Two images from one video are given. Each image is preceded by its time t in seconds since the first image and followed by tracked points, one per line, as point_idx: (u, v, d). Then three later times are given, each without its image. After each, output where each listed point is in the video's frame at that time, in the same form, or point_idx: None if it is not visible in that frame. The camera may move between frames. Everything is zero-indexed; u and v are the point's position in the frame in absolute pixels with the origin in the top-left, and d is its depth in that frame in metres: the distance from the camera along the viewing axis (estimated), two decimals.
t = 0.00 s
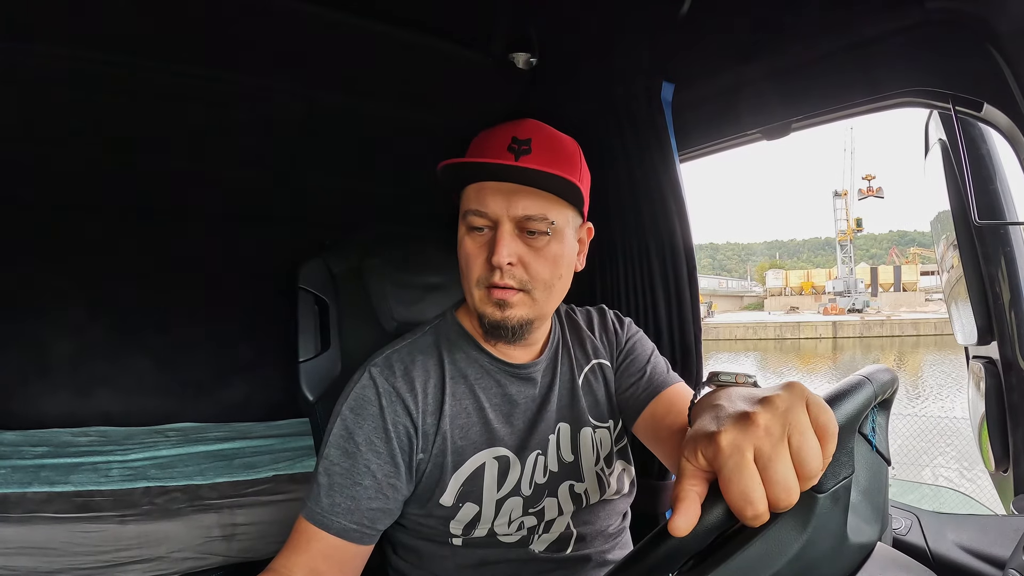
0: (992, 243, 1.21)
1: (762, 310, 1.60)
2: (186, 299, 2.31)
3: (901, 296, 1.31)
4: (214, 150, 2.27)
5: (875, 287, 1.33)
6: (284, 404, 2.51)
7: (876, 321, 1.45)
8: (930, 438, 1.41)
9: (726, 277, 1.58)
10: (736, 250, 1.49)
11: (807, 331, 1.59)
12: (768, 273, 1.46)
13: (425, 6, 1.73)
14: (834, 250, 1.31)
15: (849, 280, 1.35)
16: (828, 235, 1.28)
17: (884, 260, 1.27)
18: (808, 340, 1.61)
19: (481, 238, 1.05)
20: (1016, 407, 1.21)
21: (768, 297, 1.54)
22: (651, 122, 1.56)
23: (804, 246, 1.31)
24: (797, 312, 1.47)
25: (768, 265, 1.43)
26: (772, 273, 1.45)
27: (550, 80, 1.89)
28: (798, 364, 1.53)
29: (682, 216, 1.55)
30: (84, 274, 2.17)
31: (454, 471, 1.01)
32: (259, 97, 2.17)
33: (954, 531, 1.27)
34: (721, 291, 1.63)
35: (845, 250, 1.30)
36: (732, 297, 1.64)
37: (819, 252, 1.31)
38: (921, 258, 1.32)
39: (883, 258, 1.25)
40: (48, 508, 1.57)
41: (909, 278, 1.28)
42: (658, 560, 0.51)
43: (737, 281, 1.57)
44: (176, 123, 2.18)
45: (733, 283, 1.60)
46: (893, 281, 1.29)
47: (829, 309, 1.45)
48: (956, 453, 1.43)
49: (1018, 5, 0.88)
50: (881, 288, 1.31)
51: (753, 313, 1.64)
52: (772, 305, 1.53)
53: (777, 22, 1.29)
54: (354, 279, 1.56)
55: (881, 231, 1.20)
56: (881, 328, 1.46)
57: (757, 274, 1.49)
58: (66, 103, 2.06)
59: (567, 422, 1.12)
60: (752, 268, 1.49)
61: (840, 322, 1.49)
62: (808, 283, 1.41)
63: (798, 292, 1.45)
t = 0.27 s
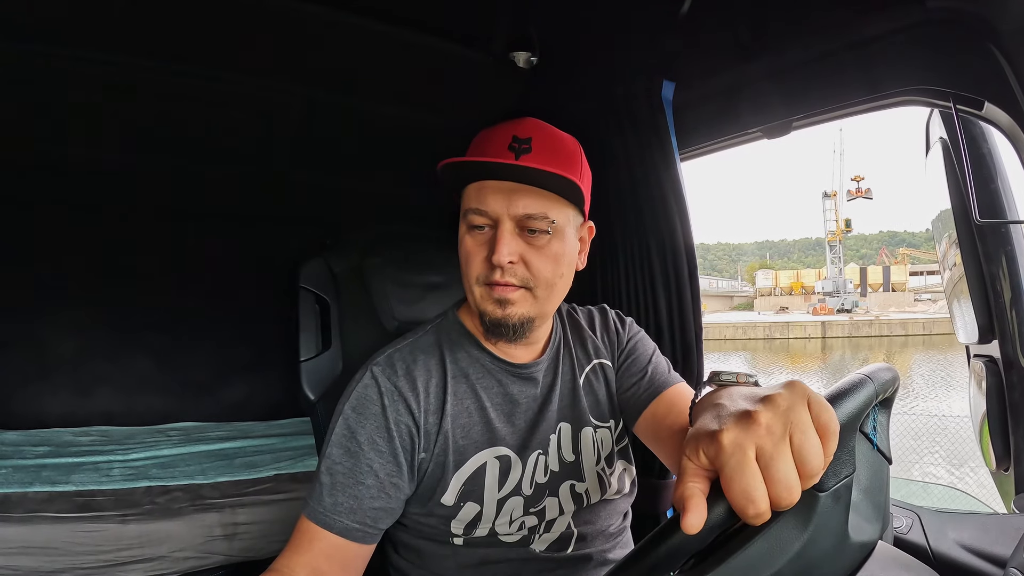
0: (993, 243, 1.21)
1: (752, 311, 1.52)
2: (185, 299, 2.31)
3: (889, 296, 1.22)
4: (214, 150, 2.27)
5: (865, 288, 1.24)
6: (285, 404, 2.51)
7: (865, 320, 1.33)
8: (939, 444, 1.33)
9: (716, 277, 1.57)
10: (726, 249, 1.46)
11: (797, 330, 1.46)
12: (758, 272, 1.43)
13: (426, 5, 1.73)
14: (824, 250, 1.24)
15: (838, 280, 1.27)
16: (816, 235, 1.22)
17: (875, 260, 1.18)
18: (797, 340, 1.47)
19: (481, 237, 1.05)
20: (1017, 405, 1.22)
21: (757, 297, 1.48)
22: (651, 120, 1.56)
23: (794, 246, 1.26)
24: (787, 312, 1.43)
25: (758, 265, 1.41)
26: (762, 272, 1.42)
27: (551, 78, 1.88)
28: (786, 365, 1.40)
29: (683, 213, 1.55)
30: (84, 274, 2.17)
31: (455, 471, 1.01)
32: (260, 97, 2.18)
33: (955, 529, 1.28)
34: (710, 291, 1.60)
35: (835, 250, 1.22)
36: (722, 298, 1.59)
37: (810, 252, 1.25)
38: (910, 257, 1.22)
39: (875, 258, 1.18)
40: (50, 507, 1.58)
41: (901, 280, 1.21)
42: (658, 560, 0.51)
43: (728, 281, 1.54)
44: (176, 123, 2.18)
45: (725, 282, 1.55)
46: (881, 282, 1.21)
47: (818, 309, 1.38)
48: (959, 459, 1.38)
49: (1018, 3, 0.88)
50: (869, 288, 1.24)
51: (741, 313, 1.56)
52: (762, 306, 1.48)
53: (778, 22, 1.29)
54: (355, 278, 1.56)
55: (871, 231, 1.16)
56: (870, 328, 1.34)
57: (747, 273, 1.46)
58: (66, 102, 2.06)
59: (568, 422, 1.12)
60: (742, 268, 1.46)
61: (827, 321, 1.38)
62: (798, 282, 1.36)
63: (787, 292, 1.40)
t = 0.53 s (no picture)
0: (994, 243, 1.21)
1: (742, 311, 1.65)
2: (186, 299, 2.31)
3: (878, 297, 1.29)
4: (215, 150, 2.27)
5: (853, 287, 1.31)
6: (286, 404, 2.51)
7: (853, 321, 1.45)
8: (928, 442, 1.32)
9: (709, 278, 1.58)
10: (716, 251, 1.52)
11: (786, 330, 1.60)
12: (747, 273, 1.55)
13: (427, 5, 1.73)
14: (813, 251, 1.32)
15: (826, 280, 1.36)
16: (807, 236, 1.29)
17: (864, 261, 1.24)
18: (786, 340, 1.60)
19: (477, 238, 1.06)
20: (1018, 406, 1.21)
21: (747, 297, 1.61)
22: (652, 120, 1.56)
23: (785, 246, 1.34)
24: (776, 312, 1.56)
25: (747, 266, 1.52)
26: (751, 273, 1.54)
27: (552, 79, 1.88)
28: (777, 363, 1.52)
29: (682, 213, 1.54)
30: (85, 274, 2.17)
31: (454, 473, 1.01)
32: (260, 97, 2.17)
33: (956, 529, 1.28)
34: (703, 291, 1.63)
35: (823, 250, 1.30)
36: (712, 297, 1.64)
37: (800, 253, 1.34)
38: (901, 259, 1.24)
39: (865, 258, 1.23)
40: (50, 507, 1.58)
41: (890, 280, 1.27)
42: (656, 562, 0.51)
43: (717, 281, 1.60)
44: (177, 123, 2.18)
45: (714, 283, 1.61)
46: (869, 282, 1.27)
47: (807, 309, 1.49)
48: (947, 457, 1.37)
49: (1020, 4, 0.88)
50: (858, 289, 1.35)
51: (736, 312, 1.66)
52: (751, 305, 1.62)
53: (780, 21, 1.28)
54: (356, 278, 1.57)
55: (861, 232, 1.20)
56: (858, 328, 1.47)
57: (736, 273, 1.56)
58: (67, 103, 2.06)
59: (567, 423, 1.12)
60: (732, 268, 1.54)
61: (817, 322, 1.51)
62: (788, 283, 1.49)
63: (777, 292, 1.53)
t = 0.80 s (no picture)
0: (995, 243, 1.21)
1: (731, 311, 1.65)
2: (187, 299, 2.31)
3: (866, 297, 1.33)
4: (215, 149, 2.27)
5: (842, 288, 1.37)
6: (285, 404, 2.50)
7: (842, 321, 1.47)
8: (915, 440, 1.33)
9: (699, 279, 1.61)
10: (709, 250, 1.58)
11: (775, 328, 1.61)
12: (736, 273, 1.55)
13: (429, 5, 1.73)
14: (802, 252, 1.36)
15: (815, 281, 1.40)
16: (795, 236, 1.34)
17: (854, 261, 1.29)
18: (775, 340, 1.64)
19: (475, 239, 1.06)
20: (1018, 408, 1.21)
21: (737, 297, 1.59)
22: (652, 121, 1.55)
23: (775, 247, 1.38)
24: (766, 311, 1.54)
25: (737, 267, 1.53)
26: (741, 273, 1.54)
27: (552, 79, 1.89)
28: (766, 364, 1.57)
29: (683, 214, 1.54)
30: (85, 273, 2.17)
31: (454, 473, 1.01)
32: (260, 97, 2.17)
33: (956, 530, 1.28)
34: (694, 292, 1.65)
35: (812, 250, 1.35)
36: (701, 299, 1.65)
37: (790, 254, 1.37)
38: (891, 260, 1.26)
39: (854, 258, 1.28)
40: (50, 507, 1.58)
41: (879, 281, 1.29)
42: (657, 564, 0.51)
43: (708, 281, 1.62)
44: (177, 122, 2.18)
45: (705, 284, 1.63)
46: (858, 282, 1.32)
47: (797, 310, 1.51)
48: (937, 456, 1.36)
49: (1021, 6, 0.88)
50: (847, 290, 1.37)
51: (723, 314, 1.67)
52: (741, 305, 1.59)
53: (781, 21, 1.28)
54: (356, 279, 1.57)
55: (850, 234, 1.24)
56: (847, 328, 1.48)
57: (726, 274, 1.58)
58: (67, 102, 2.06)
59: (567, 424, 1.12)
60: (722, 269, 1.57)
61: (805, 322, 1.54)
62: (777, 283, 1.49)
63: (766, 292, 1.52)
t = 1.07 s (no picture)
0: (997, 243, 1.21)
1: (722, 311, 1.65)
2: (187, 299, 2.32)
3: (855, 298, 1.35)
4: (216, 149, 2.27)
5: (831, 288, 1.39)
6: (286, 403, 2.50)
7: (830, 321, 1.49)
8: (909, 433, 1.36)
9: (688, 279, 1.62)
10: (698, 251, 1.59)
11: (762, 330, 1.65)
12: (726, 274, 1.58)
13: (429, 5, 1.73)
14: (790, 253, 1.37)
15: (803, 281, 1.41)
16: (785, 237, 1.35)
17: (843, 262, 1.28)
18: (764, 340, 1.65)
19: (479, 238, 1.06)
20: (1019, 409, 1.21)
21: (727, 297, 1.63)
22: (653, 121, 1.55)
23: (765, 247, 1.39)
24: (755, 312, 1.59)
25: (726, 267, 1.56)
26: (731, 274, 1.57)
27: (553, 79, 1.88)
28: (756, 363, 1.55)
29: (684, 215, 1.54)
30: (86, 273, 2.17)
31: (454, 473, 1.01)
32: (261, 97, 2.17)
33: (957, 531, 1.28)
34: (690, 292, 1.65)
35: (800, 251, 1.36)
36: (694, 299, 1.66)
37: (780, 254, 1.38)
38: (879, 261, 1.23)
39: (844, 259, 1.27)
40: (50, 506, 1.58)
41: (868, 281, 1.29)
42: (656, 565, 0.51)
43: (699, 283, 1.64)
44: (178, 122, 2.18)
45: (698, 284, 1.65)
46: (846, 282, 1.33)
47: (785, 311, 1.53)
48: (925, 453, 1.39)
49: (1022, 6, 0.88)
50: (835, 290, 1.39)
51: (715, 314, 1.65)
52: (731, 306, 1.63)
53: (782, 21, 1.28)
54: (357, 279, 1.57)
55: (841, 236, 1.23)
56: (835, 328, 1.50)
57: (715, 275, 1.60)
58: (68, 102, 2.06)
59: (567, 425, 1.12)
60: (711, 269, 1.60)
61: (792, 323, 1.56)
62: (767, 283, 1.51)
63: (755, 292, 1.56)
